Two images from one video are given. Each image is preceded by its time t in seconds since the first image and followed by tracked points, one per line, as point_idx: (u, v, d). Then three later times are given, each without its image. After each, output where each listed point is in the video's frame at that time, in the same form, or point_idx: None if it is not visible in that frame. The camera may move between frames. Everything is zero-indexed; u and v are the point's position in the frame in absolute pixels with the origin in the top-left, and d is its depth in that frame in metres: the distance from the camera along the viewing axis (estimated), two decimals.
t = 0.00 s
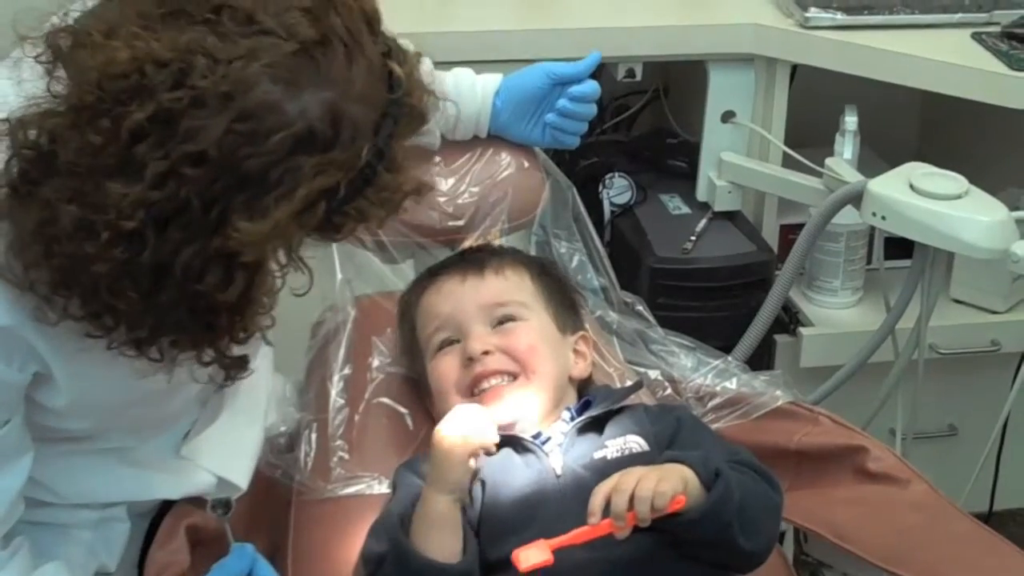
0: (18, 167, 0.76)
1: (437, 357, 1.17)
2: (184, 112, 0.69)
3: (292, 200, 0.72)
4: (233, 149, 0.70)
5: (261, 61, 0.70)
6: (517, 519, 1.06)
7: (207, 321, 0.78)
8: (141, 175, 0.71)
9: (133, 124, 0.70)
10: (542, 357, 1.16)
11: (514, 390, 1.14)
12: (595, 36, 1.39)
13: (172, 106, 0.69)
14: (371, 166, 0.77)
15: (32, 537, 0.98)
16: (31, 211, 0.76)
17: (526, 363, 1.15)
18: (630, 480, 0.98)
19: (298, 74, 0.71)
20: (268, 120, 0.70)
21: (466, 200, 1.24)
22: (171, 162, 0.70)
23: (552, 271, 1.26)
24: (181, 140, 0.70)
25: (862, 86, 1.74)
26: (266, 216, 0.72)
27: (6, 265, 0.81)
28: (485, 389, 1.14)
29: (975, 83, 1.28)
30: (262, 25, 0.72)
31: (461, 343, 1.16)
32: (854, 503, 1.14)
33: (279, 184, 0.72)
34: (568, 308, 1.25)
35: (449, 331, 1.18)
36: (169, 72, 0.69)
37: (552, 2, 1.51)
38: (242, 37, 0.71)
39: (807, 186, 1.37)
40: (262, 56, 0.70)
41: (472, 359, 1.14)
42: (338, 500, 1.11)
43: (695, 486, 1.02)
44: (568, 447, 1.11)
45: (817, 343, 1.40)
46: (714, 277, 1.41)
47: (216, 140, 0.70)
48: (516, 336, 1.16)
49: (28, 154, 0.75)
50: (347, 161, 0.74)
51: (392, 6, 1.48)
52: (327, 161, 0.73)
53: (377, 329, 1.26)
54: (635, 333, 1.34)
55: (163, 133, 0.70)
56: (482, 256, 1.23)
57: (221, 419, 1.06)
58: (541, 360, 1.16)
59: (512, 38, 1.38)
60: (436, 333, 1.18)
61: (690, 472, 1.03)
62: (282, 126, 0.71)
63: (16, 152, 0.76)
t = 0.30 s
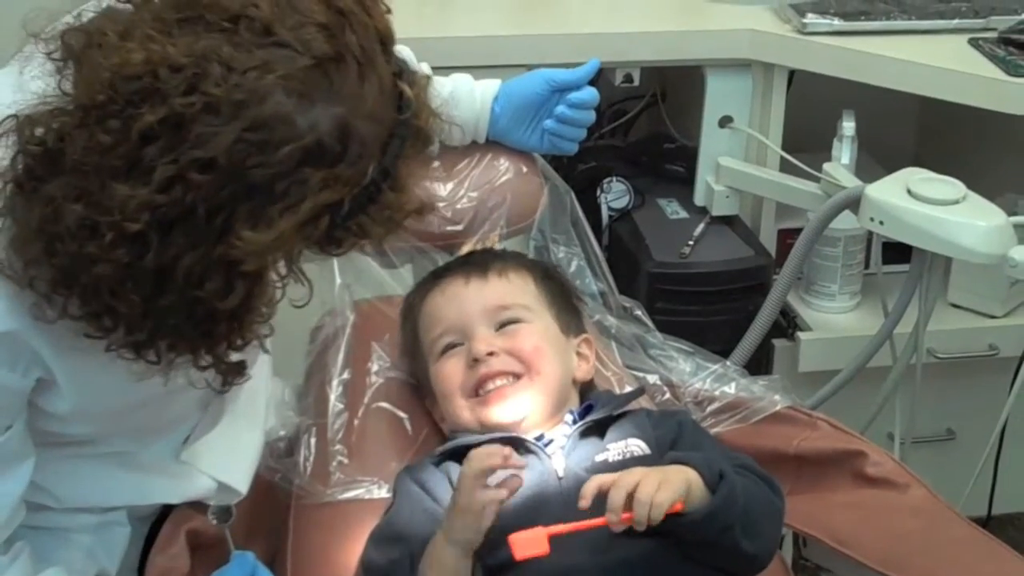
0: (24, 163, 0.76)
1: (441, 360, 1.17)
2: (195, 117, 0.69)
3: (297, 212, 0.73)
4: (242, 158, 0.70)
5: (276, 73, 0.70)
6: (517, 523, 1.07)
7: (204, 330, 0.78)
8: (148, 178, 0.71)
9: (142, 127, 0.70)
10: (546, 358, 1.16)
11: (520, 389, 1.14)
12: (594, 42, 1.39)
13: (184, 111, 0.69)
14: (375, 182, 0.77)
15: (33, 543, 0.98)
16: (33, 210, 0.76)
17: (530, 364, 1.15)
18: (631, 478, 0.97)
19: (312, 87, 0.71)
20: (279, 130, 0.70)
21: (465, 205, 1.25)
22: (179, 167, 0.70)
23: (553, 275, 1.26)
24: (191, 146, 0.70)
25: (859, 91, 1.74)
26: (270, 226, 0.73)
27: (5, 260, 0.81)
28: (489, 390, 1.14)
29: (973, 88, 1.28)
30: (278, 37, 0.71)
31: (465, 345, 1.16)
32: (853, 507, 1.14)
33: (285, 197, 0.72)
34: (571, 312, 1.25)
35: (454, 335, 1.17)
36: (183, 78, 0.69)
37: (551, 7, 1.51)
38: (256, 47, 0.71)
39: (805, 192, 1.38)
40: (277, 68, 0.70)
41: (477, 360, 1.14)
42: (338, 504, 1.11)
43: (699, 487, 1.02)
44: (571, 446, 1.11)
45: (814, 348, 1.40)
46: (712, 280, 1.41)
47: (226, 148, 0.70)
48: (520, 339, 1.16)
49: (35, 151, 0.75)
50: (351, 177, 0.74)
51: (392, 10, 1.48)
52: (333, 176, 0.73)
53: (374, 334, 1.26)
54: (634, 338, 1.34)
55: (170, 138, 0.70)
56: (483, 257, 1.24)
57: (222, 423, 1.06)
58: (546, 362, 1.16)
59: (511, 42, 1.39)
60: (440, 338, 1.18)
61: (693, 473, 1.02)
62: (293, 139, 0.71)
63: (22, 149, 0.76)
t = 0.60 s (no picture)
0: (20, 164, 0.76)
1: (434, 369, 1.17)
2: (188, 117, 0.69)
3: (289, 212, 0.73)
4: (236, 158, 0.70)
5: (270, 72, 0.70)
6: (517, 530, 1.06)
7: (200, 330, 0.78)
8: (142, 178, 0.71)
9: (137, 126, 0.70)
10: (538, 362, 1.16)
11: (511, 395, 1.14)
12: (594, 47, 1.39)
13: (178, 110, 0.69)
14: (370, 181, 0.77)
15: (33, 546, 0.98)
16: (30, 210, 0.76)
17: (522, 369, 1.15)
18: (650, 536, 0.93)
19: (305, 86, 0.71)
20: (272, 130, 0.70)
21: (465, 211, 1.24)
22: (173, 167, 0.70)
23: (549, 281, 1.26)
24: (185, 145, 0.70)
25: (861, 96, 1.74)
26: (263, 225, 0.73)
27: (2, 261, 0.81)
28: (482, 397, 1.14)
29: (976, 93, 1.28)
30: (272, 36, 0.71)
31: (457, 353, 1.17)
32: (854, 512, 1.14)
33: (278, 195, 0.72)
34: (565, 316, 1.25)
35: (445, 343, 1.18)
36: (177, 77, 0.69)
37: (552, 13, 1.51)
38: (250, 46, 0.71)
39: (808, 198, 1.38)
40: (271, 67, 0.70)
41: (468, 367, 1.14)
42: (339, 509, 1.11)
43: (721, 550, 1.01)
44: (570, 452, 1.12)
45: (816, 353, 1.40)
46: (714, 285, 1.41)
47: (220, 147, 0.70)
48: (512, 344, 1.17)
49: (32, 151, 0.75)
50: (348, 175, 0.74)
51: (391, 15, 1.48)
52: (328, 175, 0.73)
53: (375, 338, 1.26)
54: (634, 343, 1.34)
55: (164, 138, 0.70)
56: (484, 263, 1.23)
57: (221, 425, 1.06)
58: (538, 365, 1.16)
59: (511, 47, 1.39)
60: (433, 346, 1.18)
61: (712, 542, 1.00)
62: (286, 138, 0.71)
63: (19, 149, 0.76)
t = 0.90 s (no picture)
0: (21, 167, 0.76)
1: (430, 377, 1.17)
2: (190, 121, 0.70)
3: (291, 216, 0.74)
4: (238, 162, 0.71)
5: (271, 76, 0.71)
6: (513, 536, 1.06)
7: (202, 335, 0.78)
8: (144, 183, 0.71)
9: (139, 130, 0.70)
10: (533, 368, 1.16)
11: (507, 399, 1.14)
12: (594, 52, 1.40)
13: (179, 114, 0.70)
14: (371, 185, 0.77)
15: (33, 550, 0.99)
16: (31, 214, 0.76)
17: (516, 375, 1.15)
18: None
19: (306, 89, 0.72)
20: (274, 134, 0.71)
21: (466, 216, 1.25)
22: (174, 171, 0.70)
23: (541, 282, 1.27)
24: (186, 150, 0.70)
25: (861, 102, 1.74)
26: (266, 230, 0.73)
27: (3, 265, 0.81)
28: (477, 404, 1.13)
29: (977, 100, 1.28)
30: (274, 40, 0.72)
31: (451, 360, 1.17)
32: (854, 518, 1.14)
33: (279, 200, 0.73)
34: (564, 322, 1.25)
35: (440, 350, 1.18)
36: (179, 82, 0.70)
37: (554, 19, 1.51)
38: (252, 51, 0.71)
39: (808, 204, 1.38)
40: (272, 71, 0.71)
41: (462, 373, 1.14)
42: (340, 514, 1.11)
43: None
44: (568, 456, 1.12)
45: (816, 358, 1.40)
46: (716, 291, 1.41)
47: (221, 152, 0.70)
48: (506, 350, 1.16)
49: (32, 156, 0.75)
50: (349, 179, 0.75)
51: (393, 21, 1.49)
52: (330, 179, 0.74)
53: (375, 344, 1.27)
54: (635, 348, 1.34)
55: (165, 142, 0.71)
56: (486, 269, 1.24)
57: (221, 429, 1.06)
58: (533, 369, 1.16)
59: (512, 53, 1.39)
60: (429, 354, 1.18)
61: None
62: (288, 142, 0.71)
63: (19, 154, 0.76)
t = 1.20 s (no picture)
0: (25, 172, 0.77)
1: (441, 374, 1.17)
2: (195, 127, 0.70)
3: (293, 222, 0.74)
4: (242, 168, 0.71)
5: (276, 82, 0.71)
6: (515, 540, 1.06)
7: (204, 340, 0.79)
8: (147, 188, 0.72)
9: (143, 135, 0.70)
10: (543, 374, 1.17)
11: (517, 401, 1.15)
12: (596, 59, 1.40)
13: (184, 120, 0.70)
14: (375, 191, 0.78)
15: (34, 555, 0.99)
16: (36, 217, 0.76)
17: (527, 379, 1.16)
18: None
19: (310, 95, 0.72)
20: (279, 140, 0.71)
21: (467, 222, 1.25)
22: (179, 175, 0.71)
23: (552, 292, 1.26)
24: (191, 155, 0.70)
25: (862, 109, 1.75)
26: (268, 235, 0.73)
27: (7, 270, 0.81)
28: (489, 404, 1.14)
29: (978, 107, 1.28)
30: (279, 46, 0.72)
31: (464, 359, 1.17)
32: (854, 523, 1.14)
33: (282, 206, 0.73)
34: (570, 328, 1.25)
35: (454, 348, 1.19)
36: (184, 87, 0.70)
37: (556, 25, 1.51)
38: (257, 57, 0.71)
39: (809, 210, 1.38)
40: (277, 77, 0.71)
41: (476, 373, 1.14)
42: (342, 519, 1.11)
43: None
44: (566, 461, 1.12)
45: (817, 364, 1.40)
46: (717, 297, 1.42)
47: (225, 158, 0.70)
48: (518, 353, 1.17)
49: (37, 160, 0.76)
50: (353, 185, 0.75)
51: (396, 27, 1.49)
52: (332, 185, 0.74)
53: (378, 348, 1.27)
54: (636, 354, 1.34)
55: (170, 148, 0.71)
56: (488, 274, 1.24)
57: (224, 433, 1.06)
58: (543, 375, 1.17)
59: (514, 59, 1.39)
60: (441, 350, 1.19)
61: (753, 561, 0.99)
62: (292, 148, 0.72)
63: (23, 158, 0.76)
